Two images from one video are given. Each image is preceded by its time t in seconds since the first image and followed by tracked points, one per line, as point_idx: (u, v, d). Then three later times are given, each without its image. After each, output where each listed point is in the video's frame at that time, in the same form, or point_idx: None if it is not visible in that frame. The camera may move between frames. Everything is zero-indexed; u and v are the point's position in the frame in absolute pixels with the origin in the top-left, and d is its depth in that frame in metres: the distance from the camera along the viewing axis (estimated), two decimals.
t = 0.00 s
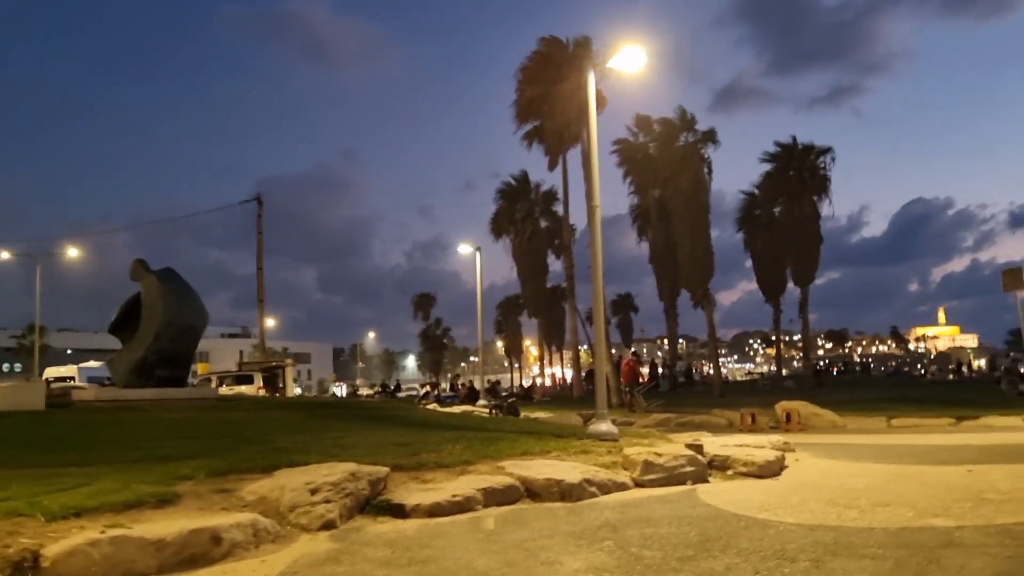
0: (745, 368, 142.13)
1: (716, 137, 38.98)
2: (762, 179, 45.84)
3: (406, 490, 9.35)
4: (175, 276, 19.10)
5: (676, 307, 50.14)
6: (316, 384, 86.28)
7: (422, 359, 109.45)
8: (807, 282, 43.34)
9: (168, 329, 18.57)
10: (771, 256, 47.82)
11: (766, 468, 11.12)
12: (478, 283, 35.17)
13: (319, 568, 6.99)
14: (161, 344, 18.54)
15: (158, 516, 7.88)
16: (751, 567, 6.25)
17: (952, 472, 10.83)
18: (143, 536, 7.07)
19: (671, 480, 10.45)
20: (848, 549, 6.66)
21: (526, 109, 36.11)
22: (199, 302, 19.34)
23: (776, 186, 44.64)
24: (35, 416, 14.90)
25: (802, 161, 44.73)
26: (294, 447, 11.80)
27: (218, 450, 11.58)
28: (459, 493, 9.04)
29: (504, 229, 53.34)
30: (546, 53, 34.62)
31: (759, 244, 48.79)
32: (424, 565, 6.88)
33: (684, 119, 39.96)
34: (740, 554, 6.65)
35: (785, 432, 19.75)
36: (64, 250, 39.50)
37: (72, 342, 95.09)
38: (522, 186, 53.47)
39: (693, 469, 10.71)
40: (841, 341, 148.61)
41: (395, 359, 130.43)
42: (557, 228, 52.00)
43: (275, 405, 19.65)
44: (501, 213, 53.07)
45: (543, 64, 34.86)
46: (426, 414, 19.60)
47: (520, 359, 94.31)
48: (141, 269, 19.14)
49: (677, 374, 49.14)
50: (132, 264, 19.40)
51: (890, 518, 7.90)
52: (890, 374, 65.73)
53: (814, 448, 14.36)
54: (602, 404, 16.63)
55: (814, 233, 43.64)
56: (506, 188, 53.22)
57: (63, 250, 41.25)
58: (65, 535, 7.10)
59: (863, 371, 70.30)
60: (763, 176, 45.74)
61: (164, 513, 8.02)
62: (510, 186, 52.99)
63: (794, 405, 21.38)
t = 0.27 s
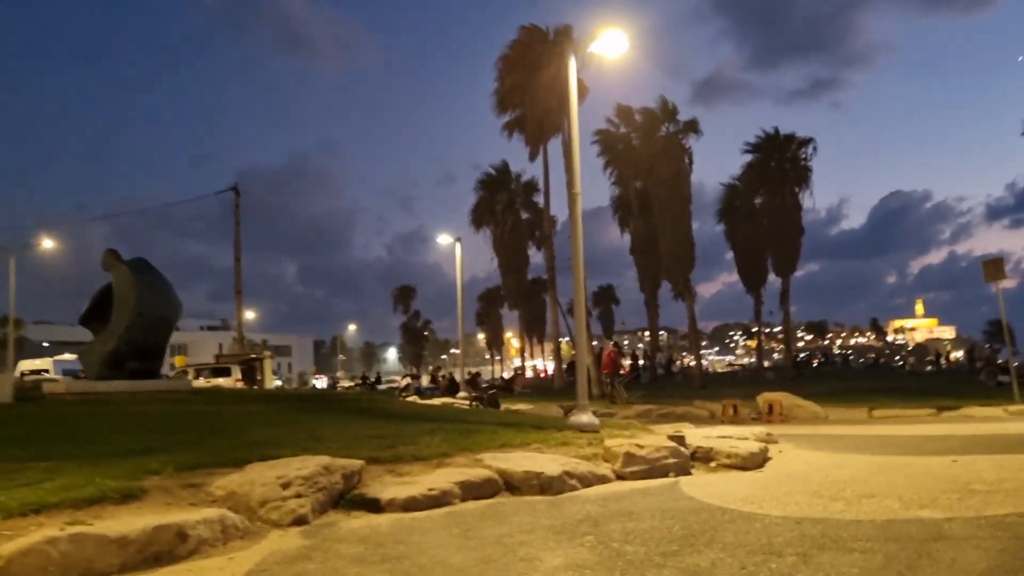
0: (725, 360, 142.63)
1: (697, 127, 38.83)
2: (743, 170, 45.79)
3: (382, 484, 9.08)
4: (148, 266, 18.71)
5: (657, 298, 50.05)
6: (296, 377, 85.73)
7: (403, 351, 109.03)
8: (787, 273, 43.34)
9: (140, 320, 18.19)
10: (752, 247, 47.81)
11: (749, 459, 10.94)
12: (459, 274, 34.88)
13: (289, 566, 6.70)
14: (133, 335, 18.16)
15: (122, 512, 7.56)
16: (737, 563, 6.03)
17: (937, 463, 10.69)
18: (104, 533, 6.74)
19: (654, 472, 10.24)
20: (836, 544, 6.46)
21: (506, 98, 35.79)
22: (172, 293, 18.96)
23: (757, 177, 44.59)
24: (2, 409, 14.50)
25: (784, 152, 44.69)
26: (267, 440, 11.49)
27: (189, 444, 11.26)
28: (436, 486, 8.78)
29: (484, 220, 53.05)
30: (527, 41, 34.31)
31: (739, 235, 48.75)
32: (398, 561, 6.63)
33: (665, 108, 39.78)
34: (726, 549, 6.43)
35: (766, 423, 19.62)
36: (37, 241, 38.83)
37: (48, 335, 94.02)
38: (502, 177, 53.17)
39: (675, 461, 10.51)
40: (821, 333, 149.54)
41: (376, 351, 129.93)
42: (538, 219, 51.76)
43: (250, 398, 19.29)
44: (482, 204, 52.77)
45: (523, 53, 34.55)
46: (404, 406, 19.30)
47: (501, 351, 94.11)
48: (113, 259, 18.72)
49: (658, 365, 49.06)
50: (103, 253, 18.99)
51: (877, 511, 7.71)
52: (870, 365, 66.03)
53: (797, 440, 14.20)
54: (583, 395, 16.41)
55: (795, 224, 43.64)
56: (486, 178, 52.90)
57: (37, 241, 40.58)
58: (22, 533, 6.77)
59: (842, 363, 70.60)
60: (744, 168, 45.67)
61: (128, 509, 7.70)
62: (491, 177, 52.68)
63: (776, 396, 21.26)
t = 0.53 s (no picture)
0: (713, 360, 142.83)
1: (689, 126, 38.68)
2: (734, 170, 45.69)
3: (362, 485, 8.83)
4: (129, 258, 18.38)
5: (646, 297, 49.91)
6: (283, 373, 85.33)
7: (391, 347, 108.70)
8: (776, 274, 43.30)
9: (120, 314, 17.87)
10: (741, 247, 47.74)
11: (739, 462, 10.74)
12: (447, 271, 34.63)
13: (263, 571, 6.45)
14: (112, 329, 17.84)
15: (91, 512, 7.29)
16: (727, 570, 5.82)
17: (928, 467, 10.52)
18: (71, 534, 6.47)
19: (641, 474, 10.03)
20: (829, 551, 6.26)
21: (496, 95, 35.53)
22: (154, 286, 18.64)
23: (748, 177, 44.49)
24: None
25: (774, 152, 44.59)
26: (247, 438, 11.22)
27: (166, 441, 10.98)
28: (418, 487, 8.54)
29: (473, 217, 52.79)
30: (518, 37, 34.04)
31: (729, 235, 48.66)
32: (376, 566, 6.39)
33: (656, 107, 39.61)
34: (714, 557, 6.22)
35: (755, 424, 19.46)
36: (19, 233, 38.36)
37: (33, 328, 93.32)
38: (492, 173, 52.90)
39: (664, 464, 10.30)
40: (807, 334, 149.97)
41: (364, 348, 129.56)
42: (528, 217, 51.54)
43: (233, 394, 19.00)
44: (471, 200, 52.52)
45: (514, 49, 34.28)
46: (390, 404, 19.04)
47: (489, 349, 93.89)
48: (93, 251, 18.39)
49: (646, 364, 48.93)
50: (83, 245, 18.65)
51: (869, 516, 7.52)
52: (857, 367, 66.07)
53: (787, 442, 14.01)
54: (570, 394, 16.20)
55: (785, 225, 43.58)
56: (476, 175, 52.63)
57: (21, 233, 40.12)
58: None
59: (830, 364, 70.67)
60: (735, 167, 45.56)
61: (98, 510, 7.42)
62: (480, 174, 52.41)
63: (765, 397, 21.11)
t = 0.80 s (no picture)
0: (701, 370, 142.93)
1: (693, 134, 38.50)
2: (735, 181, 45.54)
3: (341, 476, 8.60)
4: (119, 231, 18.08)
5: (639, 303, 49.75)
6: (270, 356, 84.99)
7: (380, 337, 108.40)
8: (771, 287, 43.19)
9: (106, 286, 17.58)
10: (737, 259, 47.63)
11: (725, 476, 10.54)
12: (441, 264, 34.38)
13: (230, 561, 6.21)
14: (97, 301, 17.55)
15: (58, 489, 7.04)
16: None
17: (916, 493, 10.34)
18: (33, 511, 6.22)
19: (626, 483, 9.82)
20: None
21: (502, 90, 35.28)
22: (142, 260, 18.35)
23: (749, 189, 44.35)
24: None
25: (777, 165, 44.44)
26: (226, 421, 10.98)
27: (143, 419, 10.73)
28: (397, 483, 8.31)
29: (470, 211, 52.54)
30: (527, 33, 33.80)
31: (725, 245, 48.53)
32: (348, 563, 6.16)
33: (661, 112, 39.42)
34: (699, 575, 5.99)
35: (740, 437, 19.28)
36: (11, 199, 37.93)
37: (21, 295, 92.73)
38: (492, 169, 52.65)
39: (649, 474, 10.10)
40: (796, 349, 150.15)
41: (353, 336, 129.23)
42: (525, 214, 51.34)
43: (217, 374, 18.73)
44: (469, 195, 52.27)
45: (523, 45, 34.03)
46: (375, 394, 18.80)
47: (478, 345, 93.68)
48: (82, 221, 18.08)
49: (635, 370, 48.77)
50: (73, 214, 18.34)
51: (857, 542, 7.32)
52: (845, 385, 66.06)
53: (774, 458, 13.83)
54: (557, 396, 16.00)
55: (782, 239, 43.46)
56: (476, 170, 52.37)
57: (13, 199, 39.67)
58: None
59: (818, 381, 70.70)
60: (736, 178, 45.41)
61: (65, 486, 7.17)
62: (480, 169, 52.16)
63: (753, 411, 20.96)
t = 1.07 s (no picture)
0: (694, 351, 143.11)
1: (704, 112, 38.06)
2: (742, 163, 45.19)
3: (331, 434, 8.42)
4: (119, 175, 17.78)
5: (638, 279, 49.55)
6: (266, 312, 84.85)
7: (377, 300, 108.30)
8: (772, 271, 43.00)
9: (102, 230, 17.31)
10: (739, 241, 47.38)
11: (721, 456, 10.39)
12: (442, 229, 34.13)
13: (215, 513, 6.03)
14: (93, 245, 17.29)
15: (41, 430, 6.85)
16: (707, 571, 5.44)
17: (914, 485, 10.20)
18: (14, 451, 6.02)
19: (621, 457, 9.67)
20: (814, 562, 5.91)
21: (513, 56, 34.78)
22: (141, 206, 18.07)
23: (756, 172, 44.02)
24: None
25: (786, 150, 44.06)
26: (218, 372, 10.79)
27: (134, 364, 10.54)
28: (389, 444, 8.14)
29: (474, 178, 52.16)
30: None
31: (729, 227, 48.23)
32: (336, 523, 5.98)
33: (673, 88, 38.94)
34: (695, 554, 5.83)
35: (734, 419, 19.18)
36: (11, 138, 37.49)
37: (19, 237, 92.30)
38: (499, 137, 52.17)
39: (644, 449, 9.93)
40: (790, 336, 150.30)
41: (349, 297, 129.08)
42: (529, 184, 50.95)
43: (211, 325, 18.53)
44: (474, 161, 51.85)
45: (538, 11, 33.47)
46: (369, 355, 18.63)
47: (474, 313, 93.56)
48: (82, 161, 17.76)
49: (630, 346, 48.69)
50: (73, 154, 18.02)
51: (855, 530, 7.16)
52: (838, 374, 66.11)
53: (769, 441, 13.70)
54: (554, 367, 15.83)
55: (786, 224, 43.20)
56: (482, 136, 51.88)
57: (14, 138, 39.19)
58: None
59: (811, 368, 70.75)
60: (744, 160, 45.05)
61: (47, 428, 6.98)
62: (486, 136, 51.69)
63: (748, 393, 20.85)
